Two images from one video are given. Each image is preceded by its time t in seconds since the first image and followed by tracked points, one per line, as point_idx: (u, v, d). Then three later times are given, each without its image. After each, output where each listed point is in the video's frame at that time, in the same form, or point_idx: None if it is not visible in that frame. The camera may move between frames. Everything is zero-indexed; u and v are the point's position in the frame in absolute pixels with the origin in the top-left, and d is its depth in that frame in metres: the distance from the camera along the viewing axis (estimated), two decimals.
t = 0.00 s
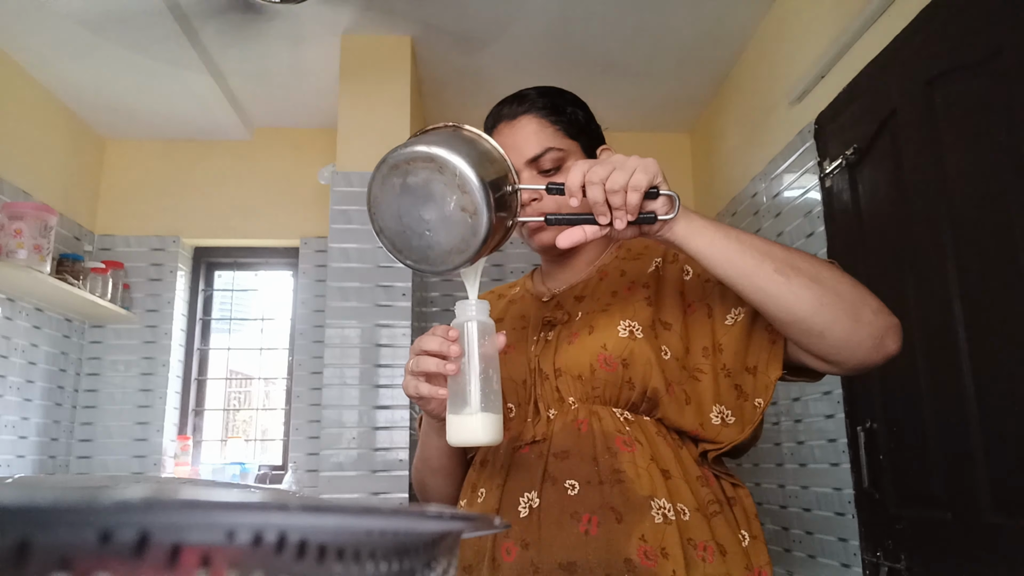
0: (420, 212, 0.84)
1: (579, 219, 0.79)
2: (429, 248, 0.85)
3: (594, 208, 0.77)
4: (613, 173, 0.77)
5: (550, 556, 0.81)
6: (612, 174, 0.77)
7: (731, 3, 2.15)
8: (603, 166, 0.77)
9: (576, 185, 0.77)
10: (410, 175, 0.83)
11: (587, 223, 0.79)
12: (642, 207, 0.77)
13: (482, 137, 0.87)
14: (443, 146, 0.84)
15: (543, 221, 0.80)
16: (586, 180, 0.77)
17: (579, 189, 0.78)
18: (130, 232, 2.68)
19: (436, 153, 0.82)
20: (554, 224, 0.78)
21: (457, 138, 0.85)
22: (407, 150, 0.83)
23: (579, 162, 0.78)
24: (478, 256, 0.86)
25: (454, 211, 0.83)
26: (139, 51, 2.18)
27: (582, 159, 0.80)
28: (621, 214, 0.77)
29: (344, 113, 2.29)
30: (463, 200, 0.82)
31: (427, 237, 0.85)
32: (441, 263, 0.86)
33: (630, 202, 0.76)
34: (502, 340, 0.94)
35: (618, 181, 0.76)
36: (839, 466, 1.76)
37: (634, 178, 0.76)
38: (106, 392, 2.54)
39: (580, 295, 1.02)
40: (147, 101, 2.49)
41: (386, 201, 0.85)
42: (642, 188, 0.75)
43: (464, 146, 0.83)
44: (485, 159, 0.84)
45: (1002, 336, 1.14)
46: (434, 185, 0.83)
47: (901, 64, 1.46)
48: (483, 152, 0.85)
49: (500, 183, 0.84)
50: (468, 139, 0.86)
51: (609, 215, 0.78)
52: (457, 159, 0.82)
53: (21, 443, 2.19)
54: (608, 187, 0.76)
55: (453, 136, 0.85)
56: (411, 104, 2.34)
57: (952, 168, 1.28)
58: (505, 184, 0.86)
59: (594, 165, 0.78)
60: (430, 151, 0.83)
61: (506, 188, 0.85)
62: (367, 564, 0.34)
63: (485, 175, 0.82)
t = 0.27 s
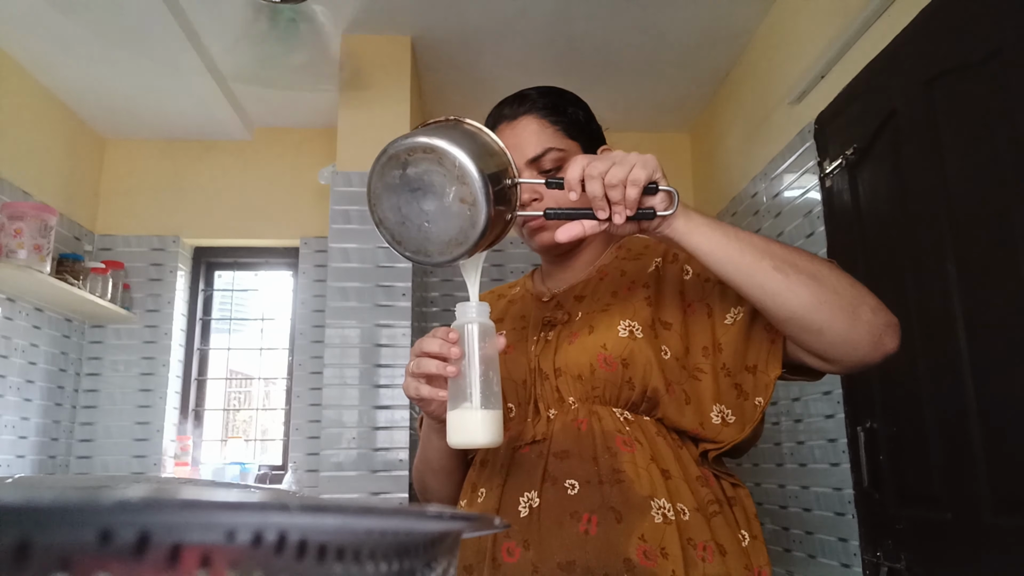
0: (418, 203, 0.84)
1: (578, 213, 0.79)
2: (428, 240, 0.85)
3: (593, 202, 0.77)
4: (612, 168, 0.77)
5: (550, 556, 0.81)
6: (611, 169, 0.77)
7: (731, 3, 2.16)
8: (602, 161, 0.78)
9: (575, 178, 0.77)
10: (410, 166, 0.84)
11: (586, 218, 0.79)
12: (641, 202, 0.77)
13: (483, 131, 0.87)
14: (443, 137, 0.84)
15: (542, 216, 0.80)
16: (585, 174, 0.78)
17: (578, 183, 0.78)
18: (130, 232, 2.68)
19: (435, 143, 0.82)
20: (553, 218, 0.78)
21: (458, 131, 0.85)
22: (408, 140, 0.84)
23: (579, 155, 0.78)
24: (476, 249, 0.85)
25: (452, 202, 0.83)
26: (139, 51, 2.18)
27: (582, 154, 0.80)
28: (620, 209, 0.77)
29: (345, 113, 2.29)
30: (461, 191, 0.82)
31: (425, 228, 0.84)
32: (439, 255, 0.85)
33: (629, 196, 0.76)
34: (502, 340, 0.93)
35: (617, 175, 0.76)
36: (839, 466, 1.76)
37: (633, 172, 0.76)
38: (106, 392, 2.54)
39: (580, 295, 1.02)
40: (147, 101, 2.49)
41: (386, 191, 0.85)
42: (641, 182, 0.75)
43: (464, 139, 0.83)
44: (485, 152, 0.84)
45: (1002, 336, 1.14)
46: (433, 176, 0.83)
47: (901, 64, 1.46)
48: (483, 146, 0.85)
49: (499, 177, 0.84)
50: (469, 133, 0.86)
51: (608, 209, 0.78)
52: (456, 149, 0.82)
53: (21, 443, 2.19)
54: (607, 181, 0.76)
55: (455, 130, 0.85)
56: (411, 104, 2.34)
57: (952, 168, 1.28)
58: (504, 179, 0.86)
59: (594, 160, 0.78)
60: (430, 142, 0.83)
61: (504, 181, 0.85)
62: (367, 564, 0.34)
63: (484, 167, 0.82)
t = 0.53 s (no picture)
0: (418, 196, 0.84)
1: (577, 210, 0.79)
2: (427, 234, 0.85)
3: (592, 198, 0.78)
4: (611, 164, 0.77)
5: (551, 556, 0.81)
6: (610, 165, 0.77)
7: (731, 3, 2.15)
8: (601, 157, 0.78)
9: (575, 174, 0.77)
10: (410, 160, 0.84)
11: (585, 214, 0.79)
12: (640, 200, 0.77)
13: (485, 127, 0.87)
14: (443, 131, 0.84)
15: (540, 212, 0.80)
16: (584, 170, 0.78)
17: (577, 179, 0.78)
18: (130, 232, 2.69)
19: (436, 137, 0.83)
20: (553, 214, 0.78)
21: (460, 126, 0.85)
22: (408, 134, 0.84)
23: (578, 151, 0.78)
24: (475, 243, 0.85)
25: (451, 196, 0.83)
26: (139, 51, 2.18)
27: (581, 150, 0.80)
28: (619, 206, 0.77)
29: (345, 113, 2.29)
30: (460, 184, 0.82)
31: (424, 222, 0.84)
32: (438, 249, 0.85)
33: (628, 192, 0.76)
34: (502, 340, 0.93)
35: (616, 172, 0.76)
36: (839, 466, 1.76)
37: (633, 170, 0.76)
38: (106, 392, 2.54)
39: (580, 295, 1.02)
40: (147, 101, 2.49)
41: (387, 185, 0.85)
42: (640, 179, 0.76)
43: (464, 133, 0.84)
44: (485, 147, 0.84)
45: (1002, 336, 1.14)
46: (433, 170, 0.83)
47: (901, 64, 1.46)
48: (484, 141, 0.85)
49: (499, 173, 0.84)
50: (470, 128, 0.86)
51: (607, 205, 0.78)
52: (455, 143, 0.82)
53: (21, 443, 2.19)
54: (606, 177, 0.76)
55: (456, 125, 0.85)
56: (411, 104, 2.33)
57: (952, 168, 1.28)
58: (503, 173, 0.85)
59: (593, 156, 0.78)
60: (430, 135, 0.83)
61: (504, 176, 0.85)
62: (367, 564, 0.34)
63: (483, 161, 0.82)
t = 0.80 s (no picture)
0: (417, 191, 0.84)
1: (576, 207, 0.79)
2: (425, 228, 0.85)
3: (590, 195, 0.78)
4: (610, 161, 0.77)
5: (551, 556, 0.81)
6: (609, 163, 0.77)
7: (731, 3, 2.15)
8: (600, 154, 0.78)
9: (573, 170, 0.78)
10: (410, 154, 0.84)
11: (583, 212, 0.79)
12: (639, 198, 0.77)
13: (484, 122, 0.87)
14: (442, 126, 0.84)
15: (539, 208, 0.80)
16: (583, 167, 0.78)
17: (576, 176, 0.78)
18: (130, 232, 2.69)
19: (435, 131, 0.83)
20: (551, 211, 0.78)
21: (460, 121, 0.85)
22: (408, 128, 0.84)
23: (578, 148, 0.79)
24: (473, 238, 0.85)
25: (450, 191, 0.83)
26: (139, 51, 2.18)
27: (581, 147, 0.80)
28: (617, 203, 0.77)
29: (345, 113, 2.29)
30: (459, 179, 0.82)
31: (422, 216, 0.84)
32: (437, 243, 0.85)
33: (626, 189, 0.76)
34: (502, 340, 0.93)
35: (615, 169, 0.76)
36: (839, 466, 1.76)
37: (631, 167, 0.76)
38: (106, 392, 2.54)
39: (580, 295, 1.02)
40: (147, 101, 2.49)
41: (386, 179, 0.85)
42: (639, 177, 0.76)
43: (464, 128, 0.84)
44: (484, 143, 0.84)
45: (1002, 336, 1.14)
46: (432, 164, 0.83)
47: (901, 64, 1.46)
48: (483, 136, 0.85)
49: (498, 169, 0.84)
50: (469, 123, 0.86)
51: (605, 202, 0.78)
52: (455, 137, 0.82)
53: (21, 443, 2.19)
54: (604, 174, 0.76)
55: (456, 120, 0.85)
56: (411, 104, 2.33)
57: (952, 168, 1.28)
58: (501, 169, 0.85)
59: (592, 154, 0.78)
60: (430, 129, 0.83)
61: (501, 172, 0.85)
62: (367, 564, 0.34)
63: (483, 157, 0.82)
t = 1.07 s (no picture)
0: (416, 187, 0.84)
1: (575, 207, 0.79)
2: (424, 224, 0.85)
3: (589, 194, 0.78)
4: (610, 161, 0.77)
5: (550, 557, 0.81)
6: (609, 162, 0.77)
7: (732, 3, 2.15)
8: (600, 153, 0.78)
9: (572, 169, 0.78)
10: (410, 151, 0.84)
11: (583, 211, 0.79)
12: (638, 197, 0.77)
13: (484, 121, 0.87)
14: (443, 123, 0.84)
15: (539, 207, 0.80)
16: (582, 165, 0.78)
17: (575, 175, 0.78)
18: (130, 232, 2.69)
19: (436, 128, 0.83)
20: (550, 210, 0.78)
21: (461, 119, 0.85)
22: (409, 125, 0.84)
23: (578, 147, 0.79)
24: (472, 235, 0.85)
25: (449, 188, 0.83)
26: (139, 51, 2.17)
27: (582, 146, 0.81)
28: (616, 202, 0.77)
29: (345, 113, 2.29)
30: (459, 176, 0.82)
31: (421, 212, 0.84)
32: (435, 240, 0.85)
33: (625, 188, 0.76)
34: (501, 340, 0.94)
35: (614, 167, 0.76)
36: (839, 466, 1.76)
37: (630, 166, 0.76)
38: (106, 392, 2.54)
39: (580, 295, 1.02)
40: (148, 101, 2.49)
41: (386, 175, 0.85)
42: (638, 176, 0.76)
43: (464, 125, 0.84)
44: (484, 141, 0.84)
45: (1002, 336, 1.14)
46: (432, 161, 0.83)
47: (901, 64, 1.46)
48: (483, 134, 0.85)
49: (498, 167, 0.84)
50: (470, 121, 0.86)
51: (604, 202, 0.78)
52: (456, 134, 0.82)
53: (21, 443, 2.19)
54: (603, 172, 0.77)
55: (457, 118, 0.85)
56: (411, 104, 2.33)
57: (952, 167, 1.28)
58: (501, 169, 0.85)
59: (592, 153, 0.78)
60: (430, 126, 0.83)
61: (501, 171, 0.85)
62: (367, 564, 0.34)
63: (483, 155, 0.82)
